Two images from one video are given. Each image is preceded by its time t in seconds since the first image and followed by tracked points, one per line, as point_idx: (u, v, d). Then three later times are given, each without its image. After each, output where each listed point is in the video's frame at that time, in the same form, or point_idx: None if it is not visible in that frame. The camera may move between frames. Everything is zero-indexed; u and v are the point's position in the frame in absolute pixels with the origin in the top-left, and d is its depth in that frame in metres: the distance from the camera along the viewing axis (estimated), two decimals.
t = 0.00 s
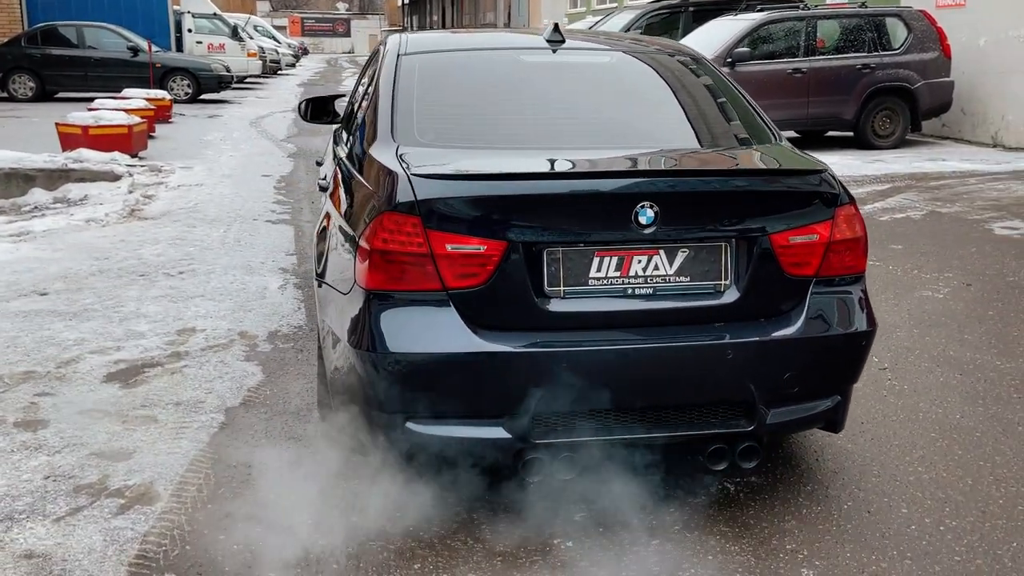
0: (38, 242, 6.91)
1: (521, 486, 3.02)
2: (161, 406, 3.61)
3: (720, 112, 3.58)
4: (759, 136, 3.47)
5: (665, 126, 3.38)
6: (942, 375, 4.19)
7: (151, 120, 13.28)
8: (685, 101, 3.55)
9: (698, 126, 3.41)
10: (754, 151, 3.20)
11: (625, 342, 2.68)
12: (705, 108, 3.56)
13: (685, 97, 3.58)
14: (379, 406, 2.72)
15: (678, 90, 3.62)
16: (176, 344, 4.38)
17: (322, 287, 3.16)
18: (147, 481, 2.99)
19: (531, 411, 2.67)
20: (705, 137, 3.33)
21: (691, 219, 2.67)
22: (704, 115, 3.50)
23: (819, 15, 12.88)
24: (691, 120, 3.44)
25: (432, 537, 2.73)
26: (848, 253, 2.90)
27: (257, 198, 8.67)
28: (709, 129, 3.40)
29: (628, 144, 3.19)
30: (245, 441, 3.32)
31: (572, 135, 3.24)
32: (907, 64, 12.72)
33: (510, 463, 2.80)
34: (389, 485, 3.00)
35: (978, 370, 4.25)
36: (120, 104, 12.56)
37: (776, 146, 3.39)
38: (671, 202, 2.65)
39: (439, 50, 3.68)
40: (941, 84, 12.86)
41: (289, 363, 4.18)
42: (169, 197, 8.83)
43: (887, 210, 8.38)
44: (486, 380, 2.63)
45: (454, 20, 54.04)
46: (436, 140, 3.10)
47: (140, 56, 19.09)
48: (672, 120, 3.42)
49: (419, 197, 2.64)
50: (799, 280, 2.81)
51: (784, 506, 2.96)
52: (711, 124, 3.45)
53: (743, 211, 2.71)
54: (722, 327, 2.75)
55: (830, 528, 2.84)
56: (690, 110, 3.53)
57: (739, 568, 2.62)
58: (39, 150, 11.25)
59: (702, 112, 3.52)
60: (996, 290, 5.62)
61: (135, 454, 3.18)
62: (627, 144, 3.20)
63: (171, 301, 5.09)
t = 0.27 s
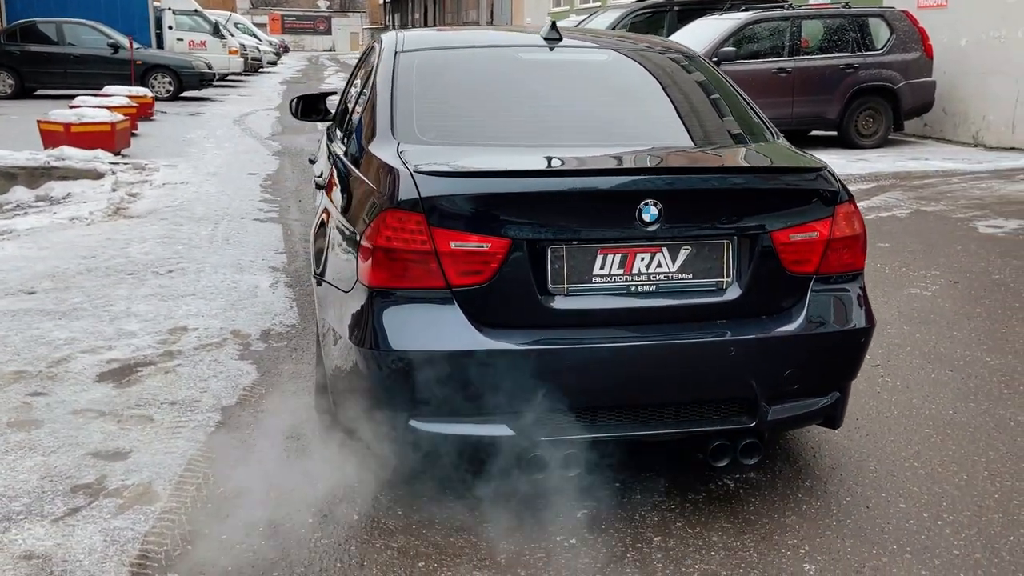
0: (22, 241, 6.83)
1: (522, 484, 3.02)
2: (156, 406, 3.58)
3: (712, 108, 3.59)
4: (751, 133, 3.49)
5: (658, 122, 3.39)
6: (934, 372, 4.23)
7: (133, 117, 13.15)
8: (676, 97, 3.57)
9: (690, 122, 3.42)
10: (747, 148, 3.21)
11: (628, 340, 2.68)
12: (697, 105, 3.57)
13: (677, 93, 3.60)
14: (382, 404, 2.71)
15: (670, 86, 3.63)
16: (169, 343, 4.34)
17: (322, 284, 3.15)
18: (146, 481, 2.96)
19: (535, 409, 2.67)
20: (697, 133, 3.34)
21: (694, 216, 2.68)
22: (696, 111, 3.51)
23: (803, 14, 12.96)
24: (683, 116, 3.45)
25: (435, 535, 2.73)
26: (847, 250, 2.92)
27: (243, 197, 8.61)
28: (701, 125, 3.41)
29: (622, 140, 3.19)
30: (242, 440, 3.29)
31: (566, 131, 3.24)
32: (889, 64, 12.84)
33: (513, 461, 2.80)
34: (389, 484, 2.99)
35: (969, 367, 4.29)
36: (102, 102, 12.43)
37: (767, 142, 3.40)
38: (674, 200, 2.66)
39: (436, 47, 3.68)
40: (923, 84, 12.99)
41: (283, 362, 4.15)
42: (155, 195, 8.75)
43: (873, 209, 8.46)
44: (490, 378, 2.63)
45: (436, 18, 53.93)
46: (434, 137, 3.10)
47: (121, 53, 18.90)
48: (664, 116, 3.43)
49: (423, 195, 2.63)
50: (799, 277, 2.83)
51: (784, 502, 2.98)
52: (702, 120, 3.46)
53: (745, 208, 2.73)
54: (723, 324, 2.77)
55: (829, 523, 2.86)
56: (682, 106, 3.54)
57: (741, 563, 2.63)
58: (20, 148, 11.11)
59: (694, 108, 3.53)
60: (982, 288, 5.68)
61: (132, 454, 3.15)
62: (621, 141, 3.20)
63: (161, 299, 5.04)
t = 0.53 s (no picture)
0: (7, 240, 6.75)
1: (522, 480, 3.03)
2: (152, 406, 3.56)
3: (701, 105, 3.62)
4: (741, 129, 3.52)
5: (648, 119, 3.41)
6: (923, 368, 4.29)
7: (116, 117, 13.03)
8: (665, 95, 3.59)
9: (680, 118, 3.45)
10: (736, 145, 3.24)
11: (629, 336, 2.70)
12: (687, 102, 3.60)
13: (666, 90, 3.62)
14: (385, 401, 2.72)
15: (660, 84, 3.66)
16: (162, 343, 4.32)
17: (321, 282, 3.15)
18: (145, 480, 2.95)
19: (537, 405, 2.69)
20: (687, 130, 3.37)
21: (694, 214, 2.71)
22: (686, 109, 3.54)
23: (786, 16, 13.05)
24: (672, 113, 3.47)
25: (437, 531, 2.74)
26: (844, 247, 2.95)
27: (230, 196, 8.56)
28: (691, 122, 3.44)
29: (613, 137, 3.22)
30: (240, 438, 3.28)
31: (558, 128, 3.26)
32: (871, 65, 12.97)
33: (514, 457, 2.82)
34: (390, 482, 2.99)
35: (957, 363, 4.35)
36: (84, 101, 12.31)
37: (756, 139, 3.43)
38: (675, 198, 2.69)
39: (433, 46, 3.69)
40: (905, 85, 13.13)
41: (278, 361, 4.14)
42: (140, 195, 8.67)
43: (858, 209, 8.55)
44: (493, 374, 2.64)
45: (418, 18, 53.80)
46: (432, 134, 3.11)
47: (102, 52, 18.71)
48: (654, 113, 3.45)
49: (426, 192, 2.64)
50: (796, 274, 2.86)
51: (782, 496, 3.01)
52: (691, 116, 3.49)
53: (744, 205, 2.76)
54: (723, 320, 2.79)
55: (827, 517, 2.89)
56: (671, 103, 3.57)
57: (742, 557, 2.66)
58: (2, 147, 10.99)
59: (684, 105, 3.56)
60: (968, 286, 5.75)
61: (130, 453, 3.13)
62: (612, 137, 3.22)
63: (152, 299, 5.01)
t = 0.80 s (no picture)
0: None
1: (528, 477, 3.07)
2: (155, 407, 3.57)
3: (694, 105, 3.67)
4: (732, 129, 3.57)
5: (642, 119, 3.46)
6: (915, 366, 4.37)
7: (101, 118, 12.94)
8: (658, 95, 3.65)
9: (673, 118, 3.50)
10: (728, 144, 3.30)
11: (636, 334, 2.75)
12: (680, 102, 3.65)
13: (659, 91, 3.68)
14: (395, 399, 2.75)
15: (652, 85, 3.71)
16: (161, 344, 4.32)
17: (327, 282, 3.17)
18: (153, 480, 2.96)
19: (546, 403, 2.72)
20: (680, 130, 3.42)
21: (698, 214, 2.76)
22: (678, 109, 3.59)
23: (771, 18, 13.16)
24: (665, 114, 3.53)
25: (446, 528, 2.77)
26: (842, 246, 3.01)
27: (220, 198, 8.54)
28: (684, 122, 3.49)
29: (609, 137, 3.26)
30: (245, 438, 3.30)
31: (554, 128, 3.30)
32: (855, 68, 13.11)
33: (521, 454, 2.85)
34: (396, 480, 3.02)
35: (948, 361, 4.43)
36: (70, 103, 12.22)
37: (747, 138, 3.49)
38: (680, 198, 2.73)
39: (434, 48, 3.73)
40: (887, 87, 13.29)
41: (278, 362, 4.15)
42: (129, 197, 8.63)
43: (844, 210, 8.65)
44: (501, 372, 2.67)
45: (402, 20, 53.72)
46: (435, 135, 3.14)
47: (85, 53, 18.57)
48: (647, 113, 3.50)
49: (435, 192, 2.67)
50: (798, 273, 2.92)
51: (783, 492, 3.06)
52: (683, 116, 3.54)
53: (747, 205, 2.81)
54: (726, 318, 2.84)
55: (827, 512, 2.95)
56: (664, 104, 3.62)
57: (747, 551, 2.71)
58: None
59: (677, 105, 3.61)
60: (955, 285, 5.84)
61: (136, 454, 3.14)
62: (607, 137, 3.27)
63: (148, 301, 5.01)
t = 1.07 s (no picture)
0: None
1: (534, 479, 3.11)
2: (158, 411, 3.58)
3: (686, 108, 3.73)
4: (724, 131, 3.63)
5: (636, 123, 3.51)
6: (906, 366, 4.45)
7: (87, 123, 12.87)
8: (649, 98, 3.70)
9: (666, 122, 3.56)
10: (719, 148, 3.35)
11: (641, 336, 2.80)
12: (671, 105, 3.71)
13: (650, 94, 3.73)
14: (404, 401, 2.78)
15: (643, 88, 3.76)
16: (160, 349, 4.33)
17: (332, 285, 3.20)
18: (161, 484, 2.97)
19: (553, 404, 2.76)
20: (673, 134, 3.48)
21: (702, 218, 2.81)
22: (670, 112, 3.65)
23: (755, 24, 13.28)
24: (658, 117, 3.58)
25: (455, 529, 2.80)
26: (840, 249, 3.08)
27: (210, 203, 8.53)
28: (676, 125, 3.55)
29: (603, 142, 3.31)
30: (251, 442, 3.32)
31: (550, 132, 3.35)
32: (838, 73, 13.27)
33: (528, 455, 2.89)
34: (403, 482, 3.05)
35: (939, 361, 4.51)
36: (55, 107, 12.15)
37: (738, 140, 3.54)
38: (684, 202, 2.79)
39: (434, 55, 3.77)
40: (871, 92, 13.45)
41: (279, 366, 4.17)
42: (118, 202, 8.60)
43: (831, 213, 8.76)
44: (510, 375, 2.71)
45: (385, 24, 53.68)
46: (437, 141, 3.18)
47: (68, 58, 18.44)
48: (640, 117, 3.56)
49: (443, 197, 2.71)
50: (798, 275, 2.98)
51: (784, 490, 3.12)
52: (675, 119, 3.60)
53: (748, 209, 2.87)
54: (729, 320, 2.90)
55: (828, 509, 3.01)
56: (656, 107, 3.67)
57: (751, 549, 2.76)
58: None
59: (669, 109, 3.67)
60: (942, 287, 5.94)
61: (142, 458, 3.16)
62: (601, 141, 3.32)
63: (145, 306, 5.01)
